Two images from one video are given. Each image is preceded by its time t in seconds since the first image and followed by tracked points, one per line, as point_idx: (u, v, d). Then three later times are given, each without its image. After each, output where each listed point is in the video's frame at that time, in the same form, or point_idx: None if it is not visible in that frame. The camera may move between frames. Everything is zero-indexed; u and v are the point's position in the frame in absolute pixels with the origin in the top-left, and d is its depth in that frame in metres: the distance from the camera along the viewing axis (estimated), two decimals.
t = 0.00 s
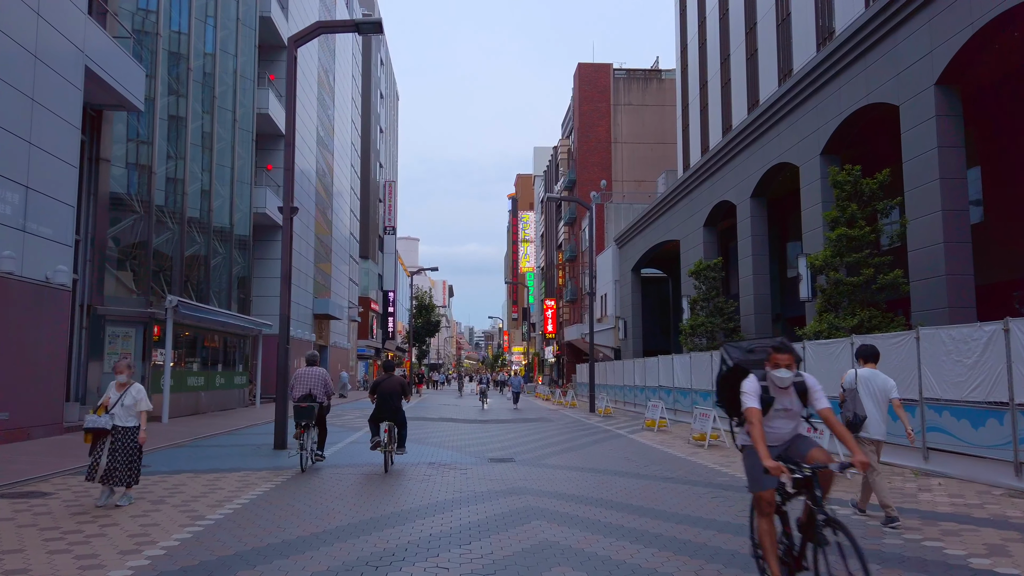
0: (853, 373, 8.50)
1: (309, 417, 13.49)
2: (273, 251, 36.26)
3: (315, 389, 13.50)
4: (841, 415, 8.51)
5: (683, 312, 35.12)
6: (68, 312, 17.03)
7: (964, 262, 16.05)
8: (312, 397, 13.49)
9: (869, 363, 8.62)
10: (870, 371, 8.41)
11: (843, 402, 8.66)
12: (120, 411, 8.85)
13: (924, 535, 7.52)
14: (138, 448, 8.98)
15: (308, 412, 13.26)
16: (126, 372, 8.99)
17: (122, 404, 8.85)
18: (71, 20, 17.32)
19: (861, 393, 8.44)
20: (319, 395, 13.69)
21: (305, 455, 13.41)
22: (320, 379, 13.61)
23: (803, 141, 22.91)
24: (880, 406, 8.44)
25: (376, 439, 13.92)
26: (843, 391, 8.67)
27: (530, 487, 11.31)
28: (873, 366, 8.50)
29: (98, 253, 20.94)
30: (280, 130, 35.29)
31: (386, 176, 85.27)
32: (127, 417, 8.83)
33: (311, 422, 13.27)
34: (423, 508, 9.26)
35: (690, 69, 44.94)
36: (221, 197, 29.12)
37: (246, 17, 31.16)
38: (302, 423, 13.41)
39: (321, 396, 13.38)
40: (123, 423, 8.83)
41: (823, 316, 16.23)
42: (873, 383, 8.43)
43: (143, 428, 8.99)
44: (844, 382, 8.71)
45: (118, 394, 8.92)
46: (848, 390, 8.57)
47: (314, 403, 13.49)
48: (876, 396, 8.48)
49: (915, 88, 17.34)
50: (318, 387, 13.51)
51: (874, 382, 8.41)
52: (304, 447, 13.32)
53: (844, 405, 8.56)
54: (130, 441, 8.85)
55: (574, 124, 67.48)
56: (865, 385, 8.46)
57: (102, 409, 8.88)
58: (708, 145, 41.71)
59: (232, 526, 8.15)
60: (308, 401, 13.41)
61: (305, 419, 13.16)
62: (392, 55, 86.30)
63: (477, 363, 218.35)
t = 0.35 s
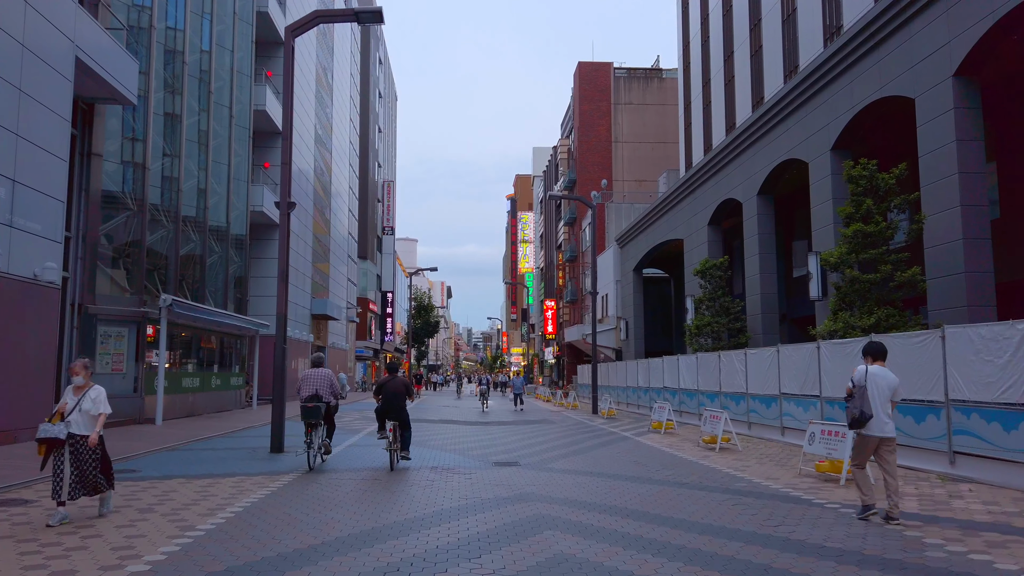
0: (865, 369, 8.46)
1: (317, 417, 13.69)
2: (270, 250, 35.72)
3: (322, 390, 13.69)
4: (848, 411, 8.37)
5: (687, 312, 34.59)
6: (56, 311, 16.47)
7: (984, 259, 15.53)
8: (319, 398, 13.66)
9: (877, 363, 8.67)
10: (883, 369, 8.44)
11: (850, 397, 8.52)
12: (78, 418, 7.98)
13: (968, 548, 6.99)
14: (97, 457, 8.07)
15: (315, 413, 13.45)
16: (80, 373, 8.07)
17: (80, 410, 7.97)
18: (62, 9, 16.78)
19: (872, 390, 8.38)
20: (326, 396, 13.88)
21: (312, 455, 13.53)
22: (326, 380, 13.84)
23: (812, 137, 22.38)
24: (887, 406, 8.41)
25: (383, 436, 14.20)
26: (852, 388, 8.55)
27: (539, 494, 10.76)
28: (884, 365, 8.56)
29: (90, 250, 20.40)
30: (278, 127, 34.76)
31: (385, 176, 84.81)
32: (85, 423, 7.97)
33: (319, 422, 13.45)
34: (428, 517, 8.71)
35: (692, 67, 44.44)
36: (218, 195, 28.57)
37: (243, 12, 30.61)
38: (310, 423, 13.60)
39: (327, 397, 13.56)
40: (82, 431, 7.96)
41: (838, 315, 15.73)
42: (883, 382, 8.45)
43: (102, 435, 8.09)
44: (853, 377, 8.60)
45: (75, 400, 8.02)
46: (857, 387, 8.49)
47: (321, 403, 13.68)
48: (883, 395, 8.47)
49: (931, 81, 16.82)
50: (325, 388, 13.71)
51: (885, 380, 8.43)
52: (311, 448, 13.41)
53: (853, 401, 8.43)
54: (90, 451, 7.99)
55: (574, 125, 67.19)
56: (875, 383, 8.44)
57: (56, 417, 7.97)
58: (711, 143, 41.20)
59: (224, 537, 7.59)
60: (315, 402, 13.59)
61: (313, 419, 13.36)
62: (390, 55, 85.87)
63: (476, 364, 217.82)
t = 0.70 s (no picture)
0: (861, 373, 8.39)
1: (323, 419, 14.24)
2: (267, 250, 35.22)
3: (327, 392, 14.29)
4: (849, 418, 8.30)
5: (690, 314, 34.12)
6: (45, 311, 15.98)
7: (1002, 258, 15.06)
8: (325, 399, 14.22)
9: (869, 364, 8.61)
10: (879, 371, 8.38)
11: (846, 404, 8.46)
12: (29, 426, 7.06)
13: (1013, 563, 6.51)
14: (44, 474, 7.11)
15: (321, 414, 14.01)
16: (35, 378, 7.16)
17: (33, 417, 7.05)
18: None
19: (869, 395, 8.35)
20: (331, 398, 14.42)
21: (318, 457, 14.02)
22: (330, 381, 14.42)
23: (820, 134, 21.93)
24: (883, 409, 8.41)
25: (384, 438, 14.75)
26: (847, 393, 8.49)
27: (546, 501, 10.27)
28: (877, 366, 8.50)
29: (81, 250, 19.90)
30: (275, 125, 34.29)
31: (383, 178, 84.35)
32: (39, 432, 7.06)
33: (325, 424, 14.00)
34: (431, 527, 8.22)
35: (694, 66, 44.02)
36: (213, 193, 28.06)
37: (240, 8, 30.14)
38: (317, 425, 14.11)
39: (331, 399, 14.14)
40: (32, 440, 7.04)
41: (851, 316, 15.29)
42: (878, 384, 8.41)
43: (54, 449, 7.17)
44: (847, 383, 8.52)
45: (28, 406, 7.10)
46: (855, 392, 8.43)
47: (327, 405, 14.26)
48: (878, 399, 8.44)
49: (946, 75, 16.36)
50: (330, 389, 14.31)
51: (880, 383, 8.40)
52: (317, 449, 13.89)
53: (850, 408, 8.37)
54: (36, 462, 7.03)
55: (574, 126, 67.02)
56: (871, 386, 8.39)
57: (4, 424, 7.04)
58: (714, 143, 40.76)
59: (212, 551, 7.08)
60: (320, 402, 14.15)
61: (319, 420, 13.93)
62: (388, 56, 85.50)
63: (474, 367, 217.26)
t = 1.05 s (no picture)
0: (852, 372, 8.42)
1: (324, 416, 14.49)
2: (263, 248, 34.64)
3: (330, 392, 14.44)
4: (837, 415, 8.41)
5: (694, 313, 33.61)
6: (29, 307, 15.41)
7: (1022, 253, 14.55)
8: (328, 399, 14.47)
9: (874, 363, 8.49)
10: (869, 370, 8.28)
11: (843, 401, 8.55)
12: None
13: None
14: None
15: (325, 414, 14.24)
16: None
17: None
18: None
19: (857, 393, 8.34)
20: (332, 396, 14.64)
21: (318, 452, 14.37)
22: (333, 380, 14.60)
23: (829, 128, 21.39)
24: (877, 408, 8.25)
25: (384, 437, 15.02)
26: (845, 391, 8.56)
27: (552, 507, 9.73)
28: (876, 365, 8.37)
29: (69, 246, 19.35)
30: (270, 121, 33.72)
31: (381, 177, 83.74)
32: None
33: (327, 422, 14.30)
34: (432, 537, 7.67)
35: (695, 62, 43.47)
36: (207, 190, 27.46)
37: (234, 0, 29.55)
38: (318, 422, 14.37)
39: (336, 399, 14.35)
40: None
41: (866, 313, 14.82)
42: (872, 383, 8.31)
43: None
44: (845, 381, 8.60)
45: None
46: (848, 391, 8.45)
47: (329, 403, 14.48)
48: (874, 398, 8.33)
49: (962, 64, 15.82)
50: (333, 389, 14.47)
51: (872, 382, 8.30)
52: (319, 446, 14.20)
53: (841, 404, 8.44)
54: None
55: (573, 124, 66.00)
56: (863, 384, 8.35)
57: None
58: (716, 140, 40.23)
59: (195, 563, 6.53)
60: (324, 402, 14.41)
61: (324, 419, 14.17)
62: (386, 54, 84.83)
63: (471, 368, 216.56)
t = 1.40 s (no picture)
0: (860, 367, 8.32)
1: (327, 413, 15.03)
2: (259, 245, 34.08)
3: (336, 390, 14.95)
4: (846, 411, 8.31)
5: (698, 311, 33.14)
6: (15, 303, 14.86)
7: None
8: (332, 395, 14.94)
9: (879, 357, 8.45)
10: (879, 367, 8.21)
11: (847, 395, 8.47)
12: None
13: None
14: None
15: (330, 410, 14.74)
16: None
17: None
18: None
19: (865, 389, 8.26)
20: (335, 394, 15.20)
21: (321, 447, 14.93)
22: (337, 379, 15.13)
23: (839, 121, 20.85)
24: (886, 404, 8.25)
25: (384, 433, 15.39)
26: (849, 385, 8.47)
27: (563, 512, 9.20)
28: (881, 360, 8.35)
29: (59, 240, 18.82)
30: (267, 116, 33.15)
31: (379, 174, 83.18)
32: None
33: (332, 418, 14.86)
34: (439, 546, 7.12)
35: (697, 57, 42.95)
36: (202, 184, 26.88)
37: None
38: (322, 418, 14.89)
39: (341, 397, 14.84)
40: None
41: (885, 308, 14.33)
42: (879, 379, 8.27)
43: None
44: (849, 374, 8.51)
45: None
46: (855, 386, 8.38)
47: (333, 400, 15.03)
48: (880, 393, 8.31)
49: (981, 52, 15.28)
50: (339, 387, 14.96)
51: (880, 378, 8.25)
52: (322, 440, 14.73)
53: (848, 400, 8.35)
54: None
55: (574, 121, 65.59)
56: (871, 380, 8.28)
57: None
58: (719, 135, 39.71)
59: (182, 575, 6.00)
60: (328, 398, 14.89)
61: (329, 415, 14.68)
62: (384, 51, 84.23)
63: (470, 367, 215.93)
